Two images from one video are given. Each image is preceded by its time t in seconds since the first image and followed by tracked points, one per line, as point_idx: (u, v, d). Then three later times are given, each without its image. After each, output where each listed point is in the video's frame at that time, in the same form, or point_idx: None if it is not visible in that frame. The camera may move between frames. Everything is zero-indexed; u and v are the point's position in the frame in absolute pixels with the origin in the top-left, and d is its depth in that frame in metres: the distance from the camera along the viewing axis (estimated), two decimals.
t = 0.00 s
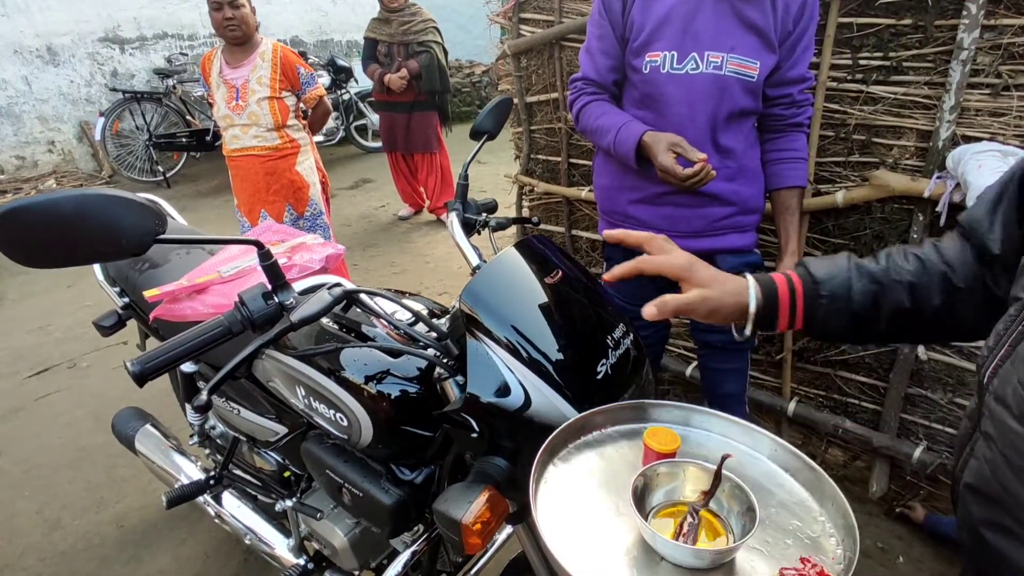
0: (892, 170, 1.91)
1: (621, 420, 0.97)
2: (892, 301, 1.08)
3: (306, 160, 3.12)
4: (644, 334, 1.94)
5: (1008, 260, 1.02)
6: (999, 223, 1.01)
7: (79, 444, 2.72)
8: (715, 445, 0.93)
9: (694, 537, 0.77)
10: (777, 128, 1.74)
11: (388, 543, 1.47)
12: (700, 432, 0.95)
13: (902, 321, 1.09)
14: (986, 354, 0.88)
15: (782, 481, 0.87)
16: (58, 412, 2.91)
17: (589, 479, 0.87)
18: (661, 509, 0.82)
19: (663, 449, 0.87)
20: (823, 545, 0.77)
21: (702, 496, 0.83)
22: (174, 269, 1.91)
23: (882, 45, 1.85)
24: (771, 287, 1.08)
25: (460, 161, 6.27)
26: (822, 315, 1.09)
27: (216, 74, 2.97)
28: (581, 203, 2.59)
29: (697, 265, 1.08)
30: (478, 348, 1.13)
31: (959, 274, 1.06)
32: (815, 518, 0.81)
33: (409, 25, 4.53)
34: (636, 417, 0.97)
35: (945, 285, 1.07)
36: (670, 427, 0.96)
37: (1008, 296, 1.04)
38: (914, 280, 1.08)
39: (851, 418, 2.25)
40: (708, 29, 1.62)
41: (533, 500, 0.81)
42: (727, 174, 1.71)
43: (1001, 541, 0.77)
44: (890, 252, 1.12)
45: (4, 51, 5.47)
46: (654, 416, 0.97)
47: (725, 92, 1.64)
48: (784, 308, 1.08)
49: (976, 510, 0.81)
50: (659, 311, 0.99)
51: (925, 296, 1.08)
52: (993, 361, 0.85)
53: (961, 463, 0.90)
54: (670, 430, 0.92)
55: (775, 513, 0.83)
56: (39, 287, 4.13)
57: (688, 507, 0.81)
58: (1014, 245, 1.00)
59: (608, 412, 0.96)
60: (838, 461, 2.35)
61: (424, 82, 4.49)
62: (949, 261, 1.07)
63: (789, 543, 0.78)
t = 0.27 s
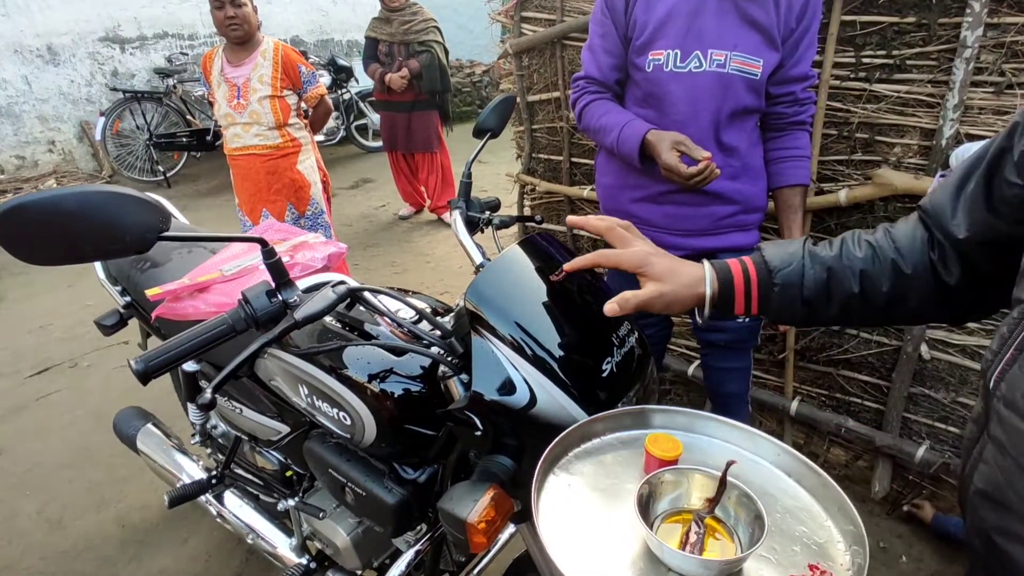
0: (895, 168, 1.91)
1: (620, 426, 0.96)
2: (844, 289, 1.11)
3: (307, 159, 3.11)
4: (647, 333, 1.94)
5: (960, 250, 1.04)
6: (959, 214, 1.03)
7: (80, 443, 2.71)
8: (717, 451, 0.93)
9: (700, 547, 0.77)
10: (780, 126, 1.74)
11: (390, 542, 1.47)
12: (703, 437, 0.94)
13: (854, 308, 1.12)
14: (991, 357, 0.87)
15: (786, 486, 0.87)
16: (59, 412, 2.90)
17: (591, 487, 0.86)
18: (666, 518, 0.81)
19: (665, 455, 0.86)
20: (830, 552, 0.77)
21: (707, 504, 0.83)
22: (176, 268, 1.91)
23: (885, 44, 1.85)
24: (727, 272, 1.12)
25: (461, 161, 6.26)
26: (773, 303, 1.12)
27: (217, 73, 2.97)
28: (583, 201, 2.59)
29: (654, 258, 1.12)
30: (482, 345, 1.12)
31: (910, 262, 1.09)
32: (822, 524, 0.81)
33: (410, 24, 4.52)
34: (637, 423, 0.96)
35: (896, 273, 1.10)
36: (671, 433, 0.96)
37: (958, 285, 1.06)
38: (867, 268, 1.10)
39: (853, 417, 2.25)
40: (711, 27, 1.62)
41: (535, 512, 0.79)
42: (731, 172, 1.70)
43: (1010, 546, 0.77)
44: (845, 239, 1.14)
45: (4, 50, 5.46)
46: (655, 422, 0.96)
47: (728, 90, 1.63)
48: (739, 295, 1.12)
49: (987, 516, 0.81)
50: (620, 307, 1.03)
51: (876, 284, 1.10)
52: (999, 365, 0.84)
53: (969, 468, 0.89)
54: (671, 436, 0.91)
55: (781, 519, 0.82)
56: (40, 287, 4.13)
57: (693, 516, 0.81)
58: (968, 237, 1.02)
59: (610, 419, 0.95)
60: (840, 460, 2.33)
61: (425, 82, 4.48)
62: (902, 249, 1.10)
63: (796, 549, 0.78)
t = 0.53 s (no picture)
0: (897, 168, 1.90)
1: (616, 439, 0.95)
2: (837, 294, 1.12)
3: (309, 159, 3.11)
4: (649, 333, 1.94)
5: (955, 253, 1.03)
6: (956, 216, 1.02)
7: (81, 443, 2.71)
8: (715, 463, 0.93)
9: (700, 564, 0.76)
10: (783, 126, 1.73)
11: (392, 542, 1.47)
12: (700, 451, 0.94)
13: (848, 313, 1.13)
14: (995, 364, 0.87)
15: (785, 498, 0.87)
16: (59, 412, 2.90)
17: (588, 504, 0.86)
18: (665, 534, 0.81)
19: (662, 469, 0.85)
20: (832, 566, 0.77)
21: (707, 518, 0.82)
22: (178, 267, 1.90)
23: (887, 43, 1.84)
24: (720, 280, 1.13)
25: (461, 160, 6.26)
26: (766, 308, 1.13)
27: (218, 72, 2.96)
28: (584, 201, 2.59)
29: (647, 269, 1.11)
30: (486, 345, 1.12)
31: (904, 266, 1.09)
32: (822, 536, 0.81)
33: (411, 24, 4.52)
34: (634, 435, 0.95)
35: (890, 277, 1.10)
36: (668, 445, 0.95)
37: (953, 288, 1.06)
38: (860, 272, 1.11)
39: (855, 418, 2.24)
40: (714, 27, 1.61)
41: (533, 530, 0.78)
42: (733, 171, 1.70)
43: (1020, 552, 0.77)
44: (839, 243, 1.15)
45: (4, 50, 5.45)
46: (651, 434, 0.96)
47: (731, 90, 1.63)
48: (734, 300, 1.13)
49: (995, 525, 0.81)
50: (613, 321, 1.02)
51: (870, 288, 1.11)
52: (1004, 372, 0.84)
53: (974, 476, 0.89)
54: (669, 449, 0.91)
55: (782, 532, 0.82)
56: (40, 287, 4.12)
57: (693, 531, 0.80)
58: (963, 240, 1.01)
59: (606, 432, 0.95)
60: (842, 460, 2.29)
61: (426, 82, 4.48)
62: (897, 252, 1.09)
63: (798, 564, 0.78)
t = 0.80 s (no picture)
0: (898, 168, 1.90)
1: (613, 447, 0.95)
2: (846, 304, 1.12)
3: (308, 159, 3.10)
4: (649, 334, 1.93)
5: (964, 261, 1.03)
6: (965, 224, 1.02)
7: (80, 444, 2.70)
8: (712, 472, 0.92)
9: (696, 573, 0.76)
10: (784, 126, 1.73)
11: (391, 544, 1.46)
12: (697, 458, 0.94)
13: (857, 323, 1.13)
14: (999, 372, 0.87)
15: (783, 507, 0.86)
16: (59, 413, 2.89)
17: (583, 512, 0.85)
18: (661, 544, 0.80)
19: (658, 478, 0.85)
20: None
21: (703, 527, 0.82)
22: (177, 268, 1.90)
23: (888, 43, 1.84)
24: (728, 292, 1.12)
25: (461, 160, 6.25)
26: (773, 320, 1.13)
27: (218, 72, 2.96)
28: (584, 201, 2.58)
29: (655, 280, 1.09)
30: (485, 348, 1.12)
31: (913, 275, 1.08)
32: (821, 546, 0.80)
33: (411, 24, 4.51)
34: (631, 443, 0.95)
35: (899, 286, 1.09)
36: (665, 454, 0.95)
37: (963, 297, 1.05)
38: (869, 283, 1.10)
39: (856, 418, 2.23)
40: (715, 27, 1.61)
41: (527, 539, 0.78)
42: (734, 172, 1.69)
43: None
44: (847, 253, 1.14)
45: (4, 50, 5.44)
46: (649, 442, 0.96)
47: (732, 91, 1.62)
48: (742, 311, 1.12)
49: (1000, 535, 0.81)
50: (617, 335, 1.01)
51: (879, 298, 1.10)
52: (1007, 379, 0.83)
53: (977, 485, 0.88)
54: (665, 458, 0.91)
55: (780, 542, 0.81)
56: (40, 287, 4.12)
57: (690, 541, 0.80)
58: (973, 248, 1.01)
59: (602, 440, 0.94)
60: (842, 462, 2.31)
61: (425, 82, 4.47)
62: (906, 262, 1.09)
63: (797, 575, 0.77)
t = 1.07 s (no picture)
0: (898, 167, 1.89)
1: (614, 448, 0.95)
2: (856, 312, 1.11)
3: (307, 158, 3.10)
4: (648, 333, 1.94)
5: (974, 266, 1.03)
6: (974, 228, 1.02)
7: (79, 444, 2.70)
8: (714, 473, 0.92)
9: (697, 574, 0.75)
10: (784, 125, 1.72)
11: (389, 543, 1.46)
12: (699, 459, 0.93)
13: (868, 331, 1.12)
14: (1000, 372, 0.86)
15: (785, 509, 0.86)
16: (58, 412, 2.89)
17: (584, 513, 0.85)
18: (662, 544, 0.80)
19: (659, 479, 0.84)
20: None
21: (704, 528, 0.82)
22: (175, 268, 1.89)
23: (888, 41, 1.83)
24: (737, 302, 1.11)
25: (461, 160, 6.24)
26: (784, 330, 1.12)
27: (216, 71, 2.96)
28: (584, 200, 2.58)
29: (664, 290, 1.08)
30: (482, 347, 1.11)
31: (923, 282, 1.08)
32: (823, 548, 0.80)
33: (410, 23, 4.50)
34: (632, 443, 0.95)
35: (909, 293, 1.09)
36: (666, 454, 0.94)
37: (974, 303, 1.05)
38: (879, 290, 1.10)
39: (856, 418, 2.23)
40: (713, 26, 1.60)
41: (527, 541, 0.77)
42: (733, 171, 1.69)
43: None
44: (856, 260, 1.14)
45: (4, 50, 5.44)
46: (649, 443, 0.95)
47: (731, 89, 1.62)
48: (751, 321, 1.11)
49: (1002, 537, 0.80)
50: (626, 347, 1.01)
51: (890, 305, 1.10)
52: (1008, 379, 0.83)
53: (978, 486, 0.88)
54: (666, 458, 0.90)
55: (780, 544, 0.81)
56: (39, 287, 4.11)
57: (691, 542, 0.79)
58: (983, 252, 1.01)
59: (603, 441, 0.94)
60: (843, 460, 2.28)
61: (425, 81, 4.47)
62: (916, 268, 1.09)
63: None
